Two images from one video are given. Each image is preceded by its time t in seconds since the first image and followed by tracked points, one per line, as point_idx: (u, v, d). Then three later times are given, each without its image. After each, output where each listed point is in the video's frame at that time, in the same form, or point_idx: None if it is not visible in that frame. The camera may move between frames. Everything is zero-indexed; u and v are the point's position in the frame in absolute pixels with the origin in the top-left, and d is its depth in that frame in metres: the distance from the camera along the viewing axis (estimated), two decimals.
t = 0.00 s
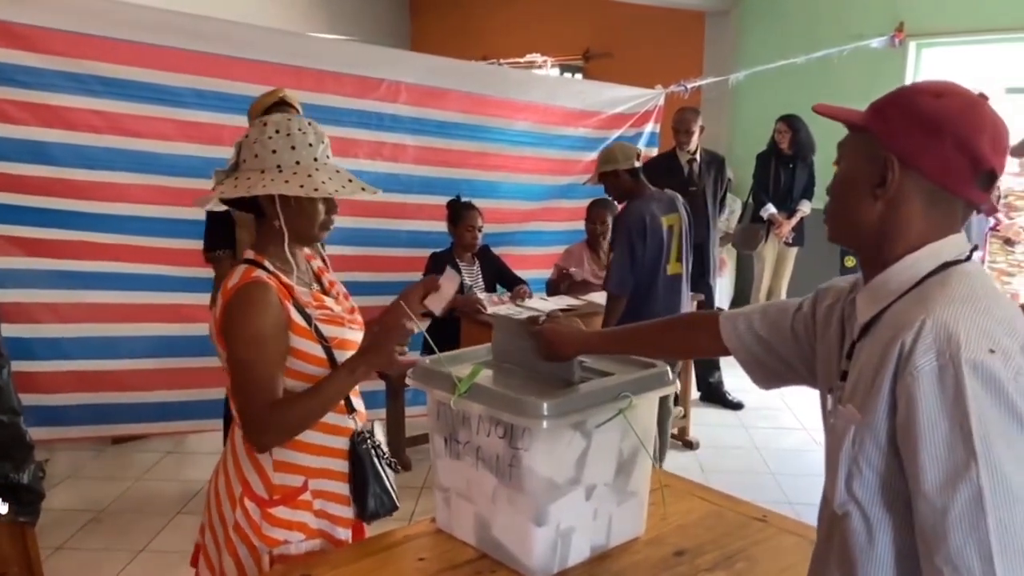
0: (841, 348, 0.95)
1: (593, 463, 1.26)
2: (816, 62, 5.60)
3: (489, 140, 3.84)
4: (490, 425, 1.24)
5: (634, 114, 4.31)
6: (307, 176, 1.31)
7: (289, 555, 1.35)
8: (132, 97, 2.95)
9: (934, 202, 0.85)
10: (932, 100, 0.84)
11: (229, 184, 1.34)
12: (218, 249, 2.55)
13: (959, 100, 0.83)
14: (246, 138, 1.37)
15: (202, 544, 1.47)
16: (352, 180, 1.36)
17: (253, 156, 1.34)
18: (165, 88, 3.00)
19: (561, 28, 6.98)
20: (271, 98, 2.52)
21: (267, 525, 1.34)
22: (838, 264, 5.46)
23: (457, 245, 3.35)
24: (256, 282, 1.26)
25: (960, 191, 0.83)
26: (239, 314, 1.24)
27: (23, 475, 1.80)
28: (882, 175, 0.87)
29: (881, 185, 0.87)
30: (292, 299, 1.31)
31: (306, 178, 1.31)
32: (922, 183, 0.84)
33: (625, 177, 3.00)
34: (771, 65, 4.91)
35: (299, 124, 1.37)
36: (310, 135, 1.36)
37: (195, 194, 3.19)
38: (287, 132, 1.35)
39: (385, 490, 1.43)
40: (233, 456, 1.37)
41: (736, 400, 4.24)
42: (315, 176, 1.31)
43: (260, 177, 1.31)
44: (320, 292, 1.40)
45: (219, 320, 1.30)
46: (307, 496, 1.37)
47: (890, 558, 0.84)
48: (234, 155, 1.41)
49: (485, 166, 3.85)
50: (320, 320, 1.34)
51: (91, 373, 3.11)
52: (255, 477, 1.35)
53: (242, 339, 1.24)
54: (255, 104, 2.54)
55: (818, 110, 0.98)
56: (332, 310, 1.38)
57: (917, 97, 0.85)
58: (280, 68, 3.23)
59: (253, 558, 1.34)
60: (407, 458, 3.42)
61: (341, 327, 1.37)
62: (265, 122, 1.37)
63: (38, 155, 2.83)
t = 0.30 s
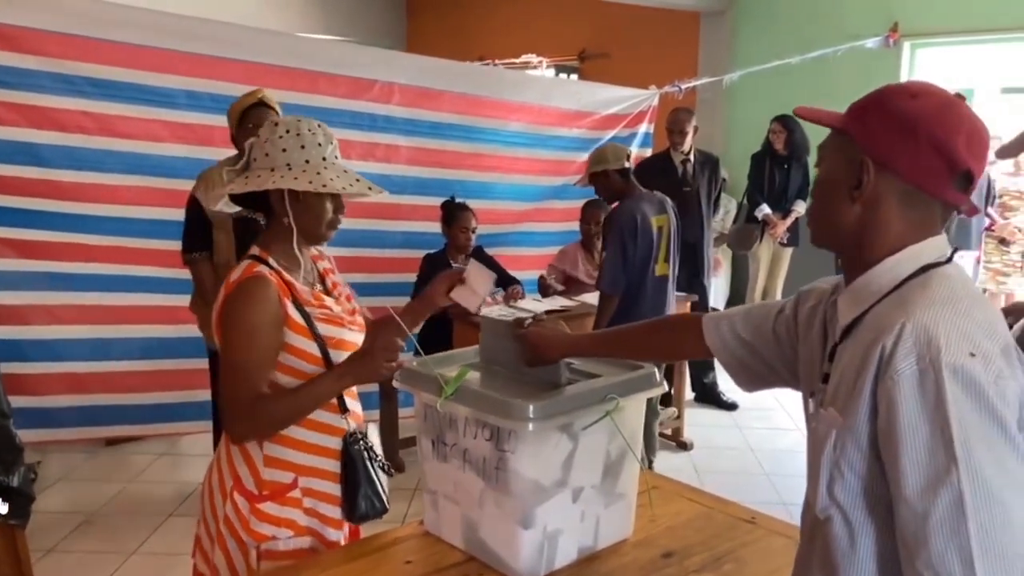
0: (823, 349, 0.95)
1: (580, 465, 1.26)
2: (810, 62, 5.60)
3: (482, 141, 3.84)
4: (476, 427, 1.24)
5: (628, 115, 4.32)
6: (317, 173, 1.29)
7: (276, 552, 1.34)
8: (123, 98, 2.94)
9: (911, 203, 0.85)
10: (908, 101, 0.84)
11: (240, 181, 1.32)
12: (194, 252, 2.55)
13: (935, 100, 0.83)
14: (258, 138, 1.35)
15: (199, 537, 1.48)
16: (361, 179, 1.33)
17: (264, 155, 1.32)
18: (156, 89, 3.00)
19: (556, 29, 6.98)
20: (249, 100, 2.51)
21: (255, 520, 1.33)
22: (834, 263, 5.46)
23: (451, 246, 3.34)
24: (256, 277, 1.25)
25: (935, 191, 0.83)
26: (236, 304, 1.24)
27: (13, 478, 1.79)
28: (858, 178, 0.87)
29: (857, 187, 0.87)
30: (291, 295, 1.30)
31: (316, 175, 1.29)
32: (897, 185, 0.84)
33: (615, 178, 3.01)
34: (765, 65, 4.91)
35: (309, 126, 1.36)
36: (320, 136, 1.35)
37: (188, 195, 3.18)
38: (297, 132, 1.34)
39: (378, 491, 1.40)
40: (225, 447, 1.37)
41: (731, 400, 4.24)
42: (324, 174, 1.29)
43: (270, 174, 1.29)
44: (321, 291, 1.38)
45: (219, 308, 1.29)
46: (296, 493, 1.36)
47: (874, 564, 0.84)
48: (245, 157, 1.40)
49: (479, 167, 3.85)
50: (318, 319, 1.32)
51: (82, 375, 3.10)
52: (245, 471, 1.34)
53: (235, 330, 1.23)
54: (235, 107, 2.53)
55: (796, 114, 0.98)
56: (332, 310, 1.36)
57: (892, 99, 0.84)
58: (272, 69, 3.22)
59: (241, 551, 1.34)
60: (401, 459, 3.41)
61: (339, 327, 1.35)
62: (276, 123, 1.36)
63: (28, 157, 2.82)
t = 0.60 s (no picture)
0: (792, 351, 0.93)
1: (551, 470, 1.24)
2: (777, 65, 5.66)
3: (453, 143, 3.82)
4: (445, 433, 1.23)
5: (598, 117, 4.33)
6: (335, 176, 1.26)
7: (254, 543, 1.32)
8: (86, 99, 2.89)
9: (874, 205, 0.81)
10: (869, 104, 0.80)
11: (268, 176, 1.30)
12: (140, 255, 2.49)
13: (897, 104, 0.79)
14: (291, 138, 1.33)
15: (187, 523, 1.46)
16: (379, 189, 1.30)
17: (290, 154, 1.30)
18: (120, 90, 2.94)
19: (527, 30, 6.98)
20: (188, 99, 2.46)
21: (236, 509, 1.32)
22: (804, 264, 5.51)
23: (427, 248, 3.32)
24: (265, 274, 1.22)
25: (899, 195, 0.79)
26: (234, 293, 1.21)
27: None
28: (821, 182, 0.82)
29: (820, 191, 0.83)
30: (296, 296, 1.26)
31: (333, 178, 1.26)
32: (860, 188, 0.80)
33: (532, 186, 2.90)
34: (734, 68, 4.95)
35: (342, 132, 1.33)
36: (349, 143, 1.31)
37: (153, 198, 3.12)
38: (327, 137, 1.31)
39: (361, 498, 1.35)
40: (215, 433, 1.36)
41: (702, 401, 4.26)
42: (342, 177, 1.26)
43: (293, 172, 1.26)
44: (329, 294, 1.32)
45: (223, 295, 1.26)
46: (279, 488, 1.33)
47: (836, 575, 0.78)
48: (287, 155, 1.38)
49: (450, 169, 3.84)
50: (320, 324, 1.28)
51: (44, 382, 3.03)
52: (232, 460, 1.33)
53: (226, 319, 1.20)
54: (174, 107, 2.48)
55: (763, 118, 0.94)
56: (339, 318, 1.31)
57: (853, 100, 0.81)
58: (239, 69, 3.18)
59: (220, 538, 1.34)
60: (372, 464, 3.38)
61: (337, 334, 1.30)
62: (310, 126, 1.34)
63: None
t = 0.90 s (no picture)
0: (798, 353, 0.93)
1: (553, 472, 1.24)
2: (768, 66, 5.67)
3: (447, 143, 3.82)
4: (447, 436, 1.22)
5: (591, 117, 4.33)
6: (328, 177, 1.24)
7: (246, 549, 1.30)
8: (79, 98, 2.87)
9: (882, 206, 0.80)
10: (876, 105, 0.79)
11: (259, 178, 1.28)
12: (135, 255, 2.48)
13: (905, 104, 0.79)
14: (283, 139, 1.31)
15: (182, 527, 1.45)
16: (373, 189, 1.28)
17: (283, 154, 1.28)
18: (113, 89, 2.92)
19: (519, 30, 6.97)
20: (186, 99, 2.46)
21: (229, 515, 1.30)
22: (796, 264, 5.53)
23: (422, 247, 3.31)
24: (259, 277, 1.21)
25: (906, 195, 0.79)
26: (228, 296, 1.20)
27: None
28: (828, 183, 0.82)
29: (828, 193, 0.82)
30: (289, 300, 1.24)
31: (326, 178, 1.24)
32: (868, 190, 0.80)
33: (530, 185, 2.90)
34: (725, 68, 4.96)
35: (335, 133, 1.32)
36: (343, 143, 1.30)
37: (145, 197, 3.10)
38: (320, 137, 1.30)
39: (355, 504, 1.31)
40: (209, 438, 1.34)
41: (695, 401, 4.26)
42: (335, 178, 1.24)
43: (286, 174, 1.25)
44: (324, 297, 1.30)
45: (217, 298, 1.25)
46: (272, 493, 1.31)
47: None
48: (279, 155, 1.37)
49: (444, 169, 3.83)
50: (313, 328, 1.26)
51: (36, 383, 3.01)
52: (224, 465, 1.31)
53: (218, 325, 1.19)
54: (170, 107, 2.47)
55: (767, 119, 0.93)
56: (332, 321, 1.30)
57: (860, 101, 0.80)
58: (233, 69, 3.17)
59: (212, 543, 1.32)
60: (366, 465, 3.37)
61: (331, 338, 1.28)
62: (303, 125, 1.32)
63: None
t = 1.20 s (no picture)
0: (805, 357, 0.93)
1: (555, 474, 1.24)
2: (763, 66, 5.68)
3: (442, 143, 3.81)
4: (449, 438, 1.21)
5: (587, 117, 4.33)
6: (329, 177, 1.23)
7: (243, 553, 1.29)
8: (72, 97, 2.85)
9: (891, 207, 0.80)
10: (885, 105, 0.79)
11: (258, 176, 1.27)
12: (130, 255, 2.46)
13: (913, 104, 0.78)
14: (283, 138, 1.30)
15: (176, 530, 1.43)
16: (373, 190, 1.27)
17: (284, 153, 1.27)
18: (107, 88, 2.91)
19: (513, 30, 6.97)
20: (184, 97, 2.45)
21: (226, 518, 1.29)
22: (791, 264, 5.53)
23: (419, 247, 3.30)
24: (255, 278, 1.19)
25: (914, 197, 0.78)
26: (226, 297, 1.18)
27: None
28: (837, 185, 0.82)
29: (836, 195, 0.82)
30: (285, 300, 1.22)
31: (327, 179, 1.23)
32: (876, 191, 0.79)
33: (528, 185, 2.89)
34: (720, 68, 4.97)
35: (335, 133, 1.30)
36: (344, 144, 1.28)
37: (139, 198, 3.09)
38: (321, 136, 1.28)
39: (352, 508, 1.29)
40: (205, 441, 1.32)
41: (691, 401, 4.26)
42: (336, 179, 1.23)
43: (286, 173, 1.23)
44: (321, 299, 1.29)
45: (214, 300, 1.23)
46: (270, 496, 1.30)
47: None
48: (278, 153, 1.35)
49: (440, 169, 3.82)
50: (309, 329, 1.25)
51: (28, 384, 3.00)
52: (221, 468, 1.30)
53: (217, 325, 1.17)
54: (166, 106, 2.46)
55: (774, 119, 0.93)
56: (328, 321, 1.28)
57: (867, 102, 0.79)
58: (228, 68, 3.15)
59: (210, 547, 1.30)
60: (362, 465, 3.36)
61: (329, 340, 1.27)
62: (303, 125, 1.30)
63: None
